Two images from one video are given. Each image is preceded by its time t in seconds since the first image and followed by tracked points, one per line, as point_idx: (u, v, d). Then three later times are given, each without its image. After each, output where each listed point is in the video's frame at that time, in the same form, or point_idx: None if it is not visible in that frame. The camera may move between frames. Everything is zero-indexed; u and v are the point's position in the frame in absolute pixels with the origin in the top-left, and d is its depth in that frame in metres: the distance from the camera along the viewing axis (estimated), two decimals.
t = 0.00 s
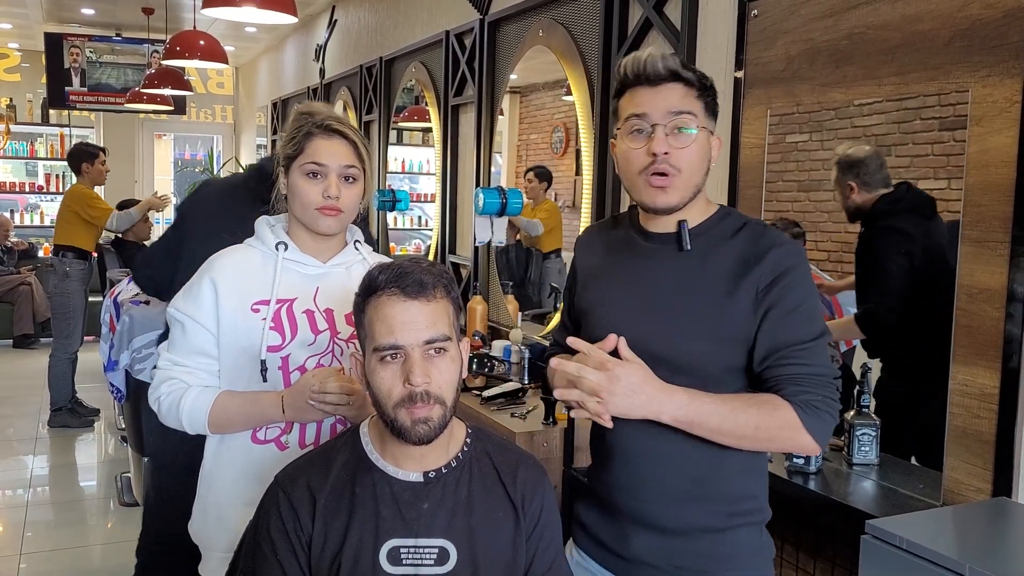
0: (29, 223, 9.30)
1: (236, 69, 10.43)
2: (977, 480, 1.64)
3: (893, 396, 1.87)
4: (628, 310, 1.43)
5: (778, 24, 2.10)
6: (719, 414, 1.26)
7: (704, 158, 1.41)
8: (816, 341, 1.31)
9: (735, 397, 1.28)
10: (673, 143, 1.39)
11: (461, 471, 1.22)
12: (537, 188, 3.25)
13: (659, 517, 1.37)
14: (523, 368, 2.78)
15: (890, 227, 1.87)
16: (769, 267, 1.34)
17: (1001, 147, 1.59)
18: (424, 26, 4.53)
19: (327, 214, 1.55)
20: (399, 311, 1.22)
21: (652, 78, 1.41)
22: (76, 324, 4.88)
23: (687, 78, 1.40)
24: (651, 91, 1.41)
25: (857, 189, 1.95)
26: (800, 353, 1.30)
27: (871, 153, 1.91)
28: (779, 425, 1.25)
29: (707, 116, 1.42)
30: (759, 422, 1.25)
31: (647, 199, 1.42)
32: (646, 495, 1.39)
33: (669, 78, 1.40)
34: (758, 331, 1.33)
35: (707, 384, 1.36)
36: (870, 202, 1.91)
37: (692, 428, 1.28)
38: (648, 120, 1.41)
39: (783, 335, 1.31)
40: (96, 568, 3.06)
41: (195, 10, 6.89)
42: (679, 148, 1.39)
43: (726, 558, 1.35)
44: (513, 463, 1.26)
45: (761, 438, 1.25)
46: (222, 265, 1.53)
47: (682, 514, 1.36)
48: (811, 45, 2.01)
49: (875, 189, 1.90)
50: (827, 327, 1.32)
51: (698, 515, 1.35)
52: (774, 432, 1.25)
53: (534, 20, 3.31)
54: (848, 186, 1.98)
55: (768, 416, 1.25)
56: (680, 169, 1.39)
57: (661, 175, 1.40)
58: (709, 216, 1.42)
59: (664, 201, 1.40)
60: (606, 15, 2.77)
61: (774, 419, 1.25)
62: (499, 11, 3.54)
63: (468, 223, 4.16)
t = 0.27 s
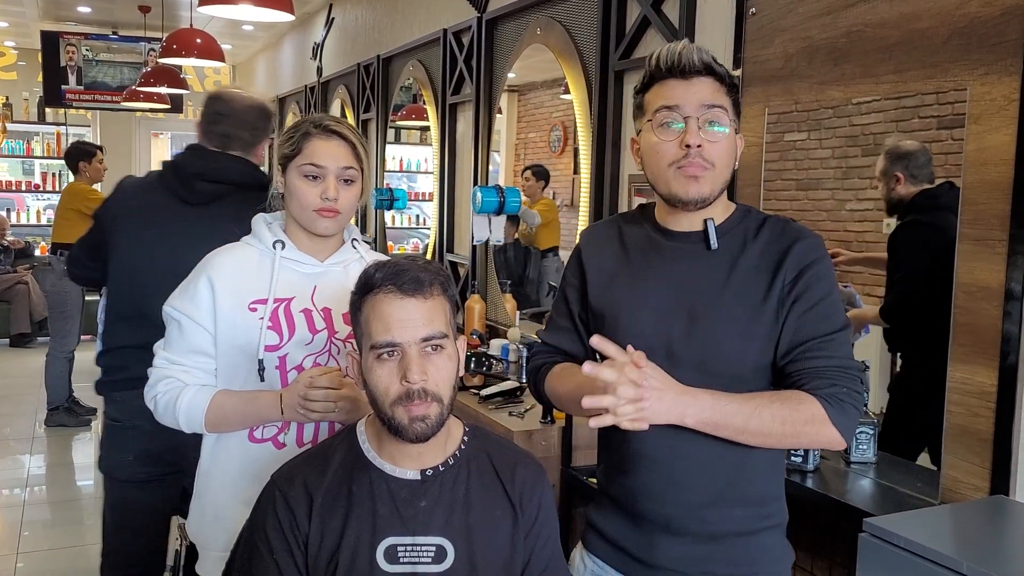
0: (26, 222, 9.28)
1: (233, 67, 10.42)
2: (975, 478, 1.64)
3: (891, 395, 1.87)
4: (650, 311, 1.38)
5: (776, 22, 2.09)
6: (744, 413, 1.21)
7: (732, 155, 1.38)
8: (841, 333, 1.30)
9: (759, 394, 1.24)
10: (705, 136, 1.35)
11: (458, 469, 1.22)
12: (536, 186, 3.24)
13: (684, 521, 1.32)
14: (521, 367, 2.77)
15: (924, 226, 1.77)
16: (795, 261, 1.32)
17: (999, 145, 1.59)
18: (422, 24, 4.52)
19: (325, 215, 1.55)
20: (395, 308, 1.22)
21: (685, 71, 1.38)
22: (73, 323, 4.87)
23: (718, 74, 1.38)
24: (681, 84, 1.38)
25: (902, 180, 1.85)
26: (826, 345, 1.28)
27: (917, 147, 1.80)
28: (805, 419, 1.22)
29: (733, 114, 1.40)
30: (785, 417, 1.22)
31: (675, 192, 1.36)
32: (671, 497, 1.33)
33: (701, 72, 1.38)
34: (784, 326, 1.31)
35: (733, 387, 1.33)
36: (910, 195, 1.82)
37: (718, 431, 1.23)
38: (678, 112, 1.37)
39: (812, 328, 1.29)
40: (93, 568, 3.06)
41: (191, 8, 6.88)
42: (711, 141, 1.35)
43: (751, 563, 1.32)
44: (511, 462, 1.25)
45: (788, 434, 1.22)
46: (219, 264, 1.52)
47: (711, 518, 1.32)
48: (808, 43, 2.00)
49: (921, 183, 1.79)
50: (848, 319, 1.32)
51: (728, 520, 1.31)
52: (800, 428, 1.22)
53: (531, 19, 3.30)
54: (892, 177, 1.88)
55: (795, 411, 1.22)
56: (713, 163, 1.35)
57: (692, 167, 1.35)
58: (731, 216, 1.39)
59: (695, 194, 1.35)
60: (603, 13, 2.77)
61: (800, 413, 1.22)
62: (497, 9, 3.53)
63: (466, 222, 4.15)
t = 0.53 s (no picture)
0: (23, 222, 9.27)
1: (231, 67, 10.41)
2: (972, 479, 1.64)
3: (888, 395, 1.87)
4: (659, 312, 1.34)
5: (773, 22, 2.09)
6: (766, 425, 1.19)
7: (739, 153, 1.36)
8: (849, 338, 1.31)
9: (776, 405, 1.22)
10: (712, 132, 1.33)
11: (455, 469, 1.22)
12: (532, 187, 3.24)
13: (688, 522, 1.31)
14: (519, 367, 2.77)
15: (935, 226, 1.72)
16: (805, 265, 1.32)
17: (996, 145, 1.59)
18: (419, 24, 4.52)
19: (322, 216, 1.54)
20: (391, 308, 1.21)
21: (692, 67, 1.36)
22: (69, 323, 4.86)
23: (725, 72, 1.37)
24: (687, 80, 1.37)
25: (930, 176, 1.74)
26: (836, 350, 1.29)
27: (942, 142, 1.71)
28: (824, 427, 1.22)
29: (740, 112, 1.39)
30: (802, 427, 1.21)
31: (681, 188, 1.34)
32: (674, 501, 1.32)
33: (709, 69, 1.36)
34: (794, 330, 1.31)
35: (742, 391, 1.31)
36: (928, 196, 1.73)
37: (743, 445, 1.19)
38: (685, 107, 1.35)
39: (823, 333, 1.30)
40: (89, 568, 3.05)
41: (189, 8, 6.87)
42: (719, 137, 1.33)
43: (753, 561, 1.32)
44: (508, 462, 1.25)
45: (808, 441, 1.21)
46: (215, 263, 1.52)
47: (716, 520, 1.31)
48: (806, 43, 2.00)
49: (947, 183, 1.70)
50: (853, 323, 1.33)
51: (732, 521, 1.31)
52: (818, 434, 1.21)
53: (529, 18, 3.30)
54: (919, 172, 1.77)
55: (812, 418, 1.22)
56: (720, 159, 1.33)
57: (700, 162, 1.33)
58: (737, 217, 1.37)
59: (703, 191, 1.33)
60: (601, 13, 2.77)
61: (819, 421, 1.22)
62: (494, 9, 3.53)
63: (463, 222, 4.15)
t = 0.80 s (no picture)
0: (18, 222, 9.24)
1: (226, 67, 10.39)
2: (967, 479, 1.64)
3: (883, 396, 1.87)
4: (647, 310, 1.31)
5: (769, 23, 2.09)
6: (782, 406, 1.22)
7: (718, 151, 1.35)
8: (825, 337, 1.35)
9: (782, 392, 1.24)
10: (692, 129, 1.32)
11: (450, 470, 1.21)
12: (527, 187, 3.27)
13: (674, 517, 1.29)
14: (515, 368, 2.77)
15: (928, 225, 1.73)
16: (788, 264, 1.34)
17: (990, 146, 1.59)
18: (415, 24, 4.51)
19: (316, 218, 1.54)
20: (387, 309, 1.21)
21: (674, 66, 1.35)
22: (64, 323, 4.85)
23: (706, 70, 1.36)
24: (669, 77, 1.35)
25: (920, 180, 1.76)
26: (817, 348, 1.34)
27: (934, 145, 1.73)
28: (827, 414, 1.26)
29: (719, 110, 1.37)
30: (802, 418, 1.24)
31: (660, 184, 1.32)
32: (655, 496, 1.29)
33: (690, 67, 1.35)
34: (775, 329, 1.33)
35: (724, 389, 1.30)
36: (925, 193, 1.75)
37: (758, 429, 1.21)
38: (665, 104, 1.33)
39: (801, 333, 1.33)
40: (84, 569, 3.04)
41: (184, 7, 6.86)
42: (698, 134, 1.32)
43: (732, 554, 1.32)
44: (503, 463, 1.25)
45: (813, 428, 1.25)
46: (209, 264, 1.52)
47: (697, 514, 1.29)
48: (801, 44, 2.01)
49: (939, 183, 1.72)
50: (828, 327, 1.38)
51: (710, 515, 1.30)
52: (822, 421, 1.25)
53: (525, 19, 3.30)
54: (910, 176, 1.80)
55: (818, 404, 1.25)
56: (699, 154, 1.31)
57: (679, 159, 1.31)
58: (713, 216, 1.37)
59: (681, 184, 1.31)
60: (597, 14, 2.77)
61: (823, 408, 1.25)
62: (490, 9, 3.53)
63: (459, 222, 4.15)
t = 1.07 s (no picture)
0: (16, 223, 9.23)
1: (225, 68, 10.38)
2: (965, 480, 1.64)
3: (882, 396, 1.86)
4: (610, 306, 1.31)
5: (766, 24, 2.09)
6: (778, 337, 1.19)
7: (687, 156, 1.35)
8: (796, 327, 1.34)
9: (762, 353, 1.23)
10: (661, 134, 1.32)
11: (447, 471, 1.21)
12: (526, 188, 3.25)
13: (647, 508, 1.27)
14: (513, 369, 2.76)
15: (906, 226, 1.78)
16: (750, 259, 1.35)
17: (988, 147, 1.59)
18: (413, 25, 4.51)
19: (314, 219, 1.54)
20: (386, 311, 1.21)
21: (645, 72, 1.36)
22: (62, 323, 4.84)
23: (677, 77, 1.37)
24: (640, 83, 1.36)
25: (887, 187, 1.82)
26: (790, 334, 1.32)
27: (899, 152, 1.80)
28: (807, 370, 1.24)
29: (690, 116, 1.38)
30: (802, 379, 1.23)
31: (628, 188, 1.32)
32: (621, 487, 1.27)
33: (661, 74, 1.36)
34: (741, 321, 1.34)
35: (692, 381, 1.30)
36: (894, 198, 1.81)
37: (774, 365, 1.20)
38: (636, 110, 1.34)
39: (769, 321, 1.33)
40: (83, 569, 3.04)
41: (182, 8, 6.85)
42: (668, 139, 1.32)
43: (698, 542, 1.31)
44: (500, 464, 1.25)
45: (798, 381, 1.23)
46: (207, 264, 1.51)
47: (662, 504, 1.28)
48: (799, 45, 2.00)
49: (903, 188, 1.79)
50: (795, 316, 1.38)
51: (673, 504, 1.29)
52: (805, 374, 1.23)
53: (523, 19, 3.29)
54: (875, 182, 1.86)
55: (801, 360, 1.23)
56: (669, 158, 1.31)
57: (649, 163, 1.31)
58: (680, 218, 1.37)
59: (651, 188, 1.31)
60: (594, 15, 2.77)
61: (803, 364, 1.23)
62: (488, 10, 3.53)
63: (457, 223, 4.15)
